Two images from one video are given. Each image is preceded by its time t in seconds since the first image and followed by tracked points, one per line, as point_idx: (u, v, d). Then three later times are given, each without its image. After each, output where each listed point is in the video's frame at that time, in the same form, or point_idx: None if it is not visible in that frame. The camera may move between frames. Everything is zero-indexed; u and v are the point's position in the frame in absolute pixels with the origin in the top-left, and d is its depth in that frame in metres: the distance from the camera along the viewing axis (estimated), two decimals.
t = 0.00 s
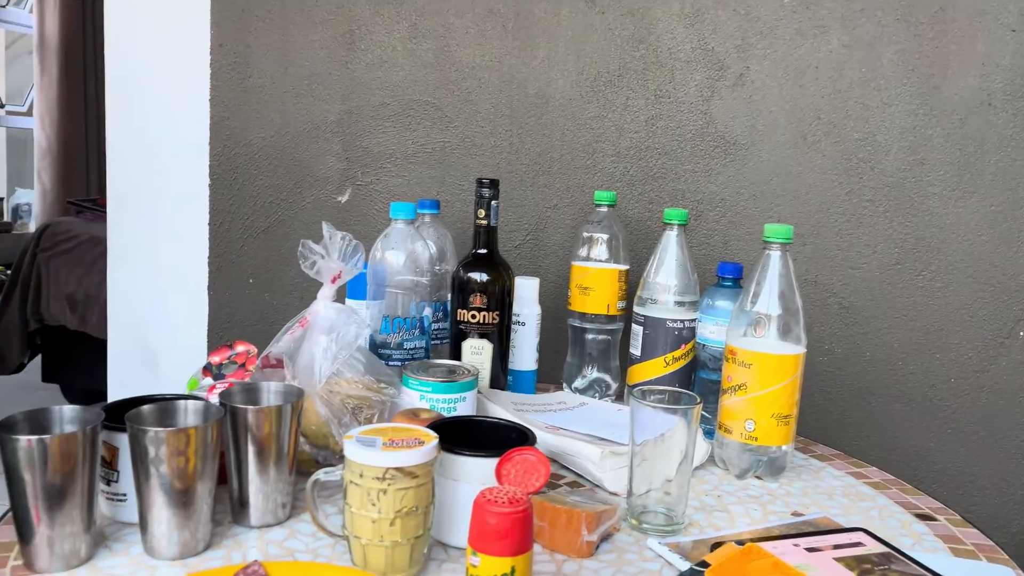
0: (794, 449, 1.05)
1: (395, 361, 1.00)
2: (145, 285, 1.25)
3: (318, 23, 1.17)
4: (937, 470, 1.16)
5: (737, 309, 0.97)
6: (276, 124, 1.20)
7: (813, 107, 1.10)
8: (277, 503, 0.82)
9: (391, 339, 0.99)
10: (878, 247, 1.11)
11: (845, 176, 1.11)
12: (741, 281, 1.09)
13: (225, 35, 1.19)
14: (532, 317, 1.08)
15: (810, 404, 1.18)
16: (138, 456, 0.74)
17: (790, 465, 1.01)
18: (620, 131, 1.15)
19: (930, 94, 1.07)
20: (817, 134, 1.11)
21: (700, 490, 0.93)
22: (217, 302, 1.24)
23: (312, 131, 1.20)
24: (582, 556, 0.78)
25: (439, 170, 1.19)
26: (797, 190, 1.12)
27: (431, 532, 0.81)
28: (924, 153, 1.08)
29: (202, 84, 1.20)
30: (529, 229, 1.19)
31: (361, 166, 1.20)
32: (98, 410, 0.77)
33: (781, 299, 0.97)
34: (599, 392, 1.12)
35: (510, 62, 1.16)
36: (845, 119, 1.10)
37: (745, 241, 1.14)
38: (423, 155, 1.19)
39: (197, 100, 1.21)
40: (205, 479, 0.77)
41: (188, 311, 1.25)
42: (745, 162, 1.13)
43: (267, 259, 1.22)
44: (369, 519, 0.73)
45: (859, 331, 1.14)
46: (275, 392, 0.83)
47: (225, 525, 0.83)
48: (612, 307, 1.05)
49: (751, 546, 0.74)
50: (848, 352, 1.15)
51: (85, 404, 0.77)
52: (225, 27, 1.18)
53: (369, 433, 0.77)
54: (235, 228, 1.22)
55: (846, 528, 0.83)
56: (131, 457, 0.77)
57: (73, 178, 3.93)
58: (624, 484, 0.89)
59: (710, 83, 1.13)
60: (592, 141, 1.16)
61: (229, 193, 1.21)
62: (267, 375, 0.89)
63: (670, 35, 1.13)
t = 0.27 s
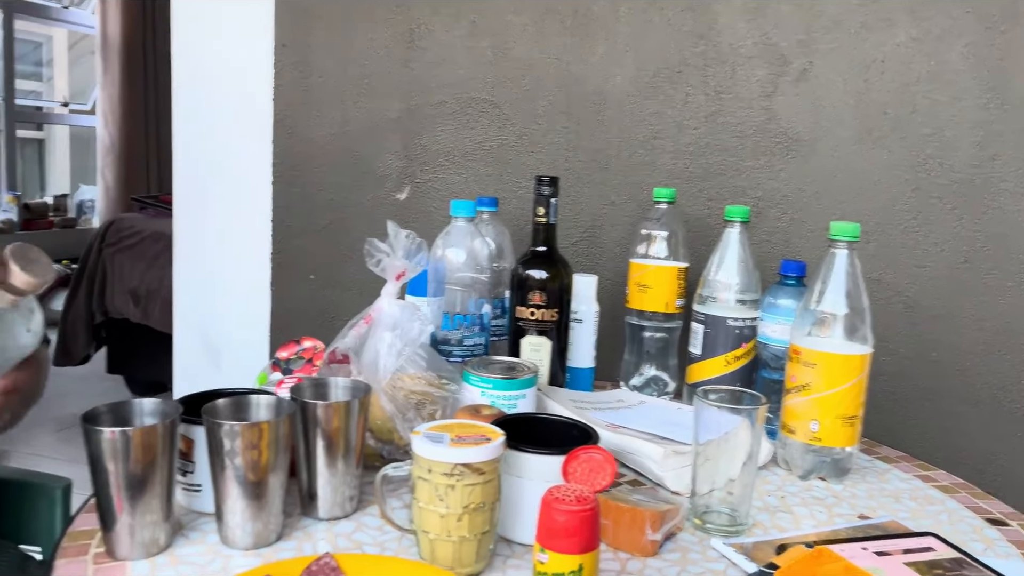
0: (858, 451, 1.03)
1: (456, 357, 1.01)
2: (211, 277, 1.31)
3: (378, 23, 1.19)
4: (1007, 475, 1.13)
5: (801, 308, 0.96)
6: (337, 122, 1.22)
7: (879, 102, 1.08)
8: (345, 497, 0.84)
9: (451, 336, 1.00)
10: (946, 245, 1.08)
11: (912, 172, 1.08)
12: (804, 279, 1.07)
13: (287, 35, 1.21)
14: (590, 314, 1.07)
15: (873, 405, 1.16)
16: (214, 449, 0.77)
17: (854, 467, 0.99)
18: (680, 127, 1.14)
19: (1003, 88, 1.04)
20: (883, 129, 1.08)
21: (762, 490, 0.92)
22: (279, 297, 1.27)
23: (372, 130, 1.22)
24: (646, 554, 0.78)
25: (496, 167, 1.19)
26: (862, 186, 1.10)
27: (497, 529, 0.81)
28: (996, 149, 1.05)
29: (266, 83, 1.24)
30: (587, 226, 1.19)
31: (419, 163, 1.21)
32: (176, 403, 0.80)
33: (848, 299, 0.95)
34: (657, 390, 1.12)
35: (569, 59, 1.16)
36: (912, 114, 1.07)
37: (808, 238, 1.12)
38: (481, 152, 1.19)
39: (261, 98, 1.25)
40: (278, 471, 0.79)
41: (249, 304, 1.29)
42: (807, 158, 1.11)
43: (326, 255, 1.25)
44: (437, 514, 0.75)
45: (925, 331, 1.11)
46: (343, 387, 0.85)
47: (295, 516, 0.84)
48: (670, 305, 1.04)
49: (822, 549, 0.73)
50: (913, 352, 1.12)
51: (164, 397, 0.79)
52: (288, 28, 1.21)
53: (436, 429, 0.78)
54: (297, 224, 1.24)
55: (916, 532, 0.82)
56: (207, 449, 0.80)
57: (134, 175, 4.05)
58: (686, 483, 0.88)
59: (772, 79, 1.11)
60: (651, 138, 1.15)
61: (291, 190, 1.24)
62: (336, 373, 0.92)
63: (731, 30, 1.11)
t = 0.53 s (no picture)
0: (952, 464, 1.01)
1: (539, 364, 1.02)
2: (294, 285, 1.34)
3: (459, 32, 1.21)
4: None
5: (892, 319, 0.94)
6: (416, 130, 1.26)
7: (973, 105, 1.05)
8: (438, 501, 0.85)
9: (535, 343, 1.01)
10: None
11: (1008, 177, 1.05)
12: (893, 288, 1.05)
13: (369, 46, 1.26)
14: (672, 322, 1.06)
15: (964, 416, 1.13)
16: (316, 454, 0.79)
17: (947, 481, 0.97)
18: (762, 133, 1.13)
19: None
20: (976, 133, 1.05)
21: (853, 503, 0.91)
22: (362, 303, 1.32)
23: (452, 138, 1.24)
24: (739, 567, 0.78)
25: (575, 173, 1.19)
26: (954, 192, 1.07)
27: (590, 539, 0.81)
28: None
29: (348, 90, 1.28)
30: (666, 233, 1.19)
31: (498, 170, 1.22)
32: (280, 409, 0.82)
33: (942, 309, 0.93)
34: (738, 398, 1.11)
35: (648, 66, 1.16)
36: (1007, 117, 1.03)
37: (895, 245, 1.10)
38: (559, 159, 1.20)
39: (343, 105, 1.29)
40: (376, 476, 0.81)
41: (333, 308, 1.33)
42: (895, 164, 1.09)
43: (407, 261, 1.28)
44: (533, 522, 0.76)
45: (1019, 341, 1.08)
46: (436, 395, 0.87)
47: (389, 520, 0.86)
48: (753, 312, 1.04)
49: (927, 569, 0.73)
50: (1007, 362, 1.09)
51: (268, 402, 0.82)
52: (371, 40, 1.25)
53: (531, 439, 0.79)
54: (377, 231, 1.29)
55: (1017, 551, 0.80)
56: (309, 454, 0.82)
57: (206, 177, 4.20)
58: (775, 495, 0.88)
59: (858, 83, 1.09)
60: (732, 143, 1.14)
61: (373, 197, 1.29)
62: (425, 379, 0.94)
63: (816, 35, 1.09)
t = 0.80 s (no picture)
0: None
1: (614, 372, 1.01)
2: (365, 292, 1.38)
3: (529, 40, 1.22)
4: None
5: (982, 330, 0.92)
6: (487, 138, 1.27)
7: None
8: (519, 508, 0.85)
9: (609, 350, 1.01)
10: None
11: None
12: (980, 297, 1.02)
13: (440, 56, 1.28)
14: (747, 331, 1.06)
15: None
16: (405, 460, 0.81)
17: None
18: (839, 138, 1.11)
19: None
20: None
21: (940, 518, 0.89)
22: (433, 306, 1.34)
23: (522, 144, 1.25)
24: None
25: (646, 179, 1.19)
26: None
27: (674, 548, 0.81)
28: None
29: (418, 99, 1.30)
30: (739, 239, 1.17)
31: (568, 177, 1.23)
32: (368, 415, 0.85)
33: None
34: (814, 407, 1.09)
35: (721, 71, 1.14)
36: None
37: (980, 253, 1.07)
38: (630, 165, 1.20)
39: (413, 114, 1.31)
40: (462, 482, 0.82)
41: (404, 314, 1.36)
42: (979, 169, 1.06)
43: (477, 267, 1.30)
44: (619, 532, 0.76)
45: None
46: (518, 403, 0.87)
47: (471, 525, 0.87)
48: (833, 322, 1.02)
49: None
50: None
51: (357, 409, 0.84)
52: (442, 49, 1.27)
53: (616, 449, 0.80)
54: (445, 242, 1.32)
55: None
56: (395, 459, 0.84)
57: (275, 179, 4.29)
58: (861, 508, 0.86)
59: (941, 86, 1.06)
60: (808, 149, 1.12)
61: (444, 204, 1.31)
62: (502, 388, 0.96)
63: (897, 38, 1.07)
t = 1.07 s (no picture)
0: None
1: (679, 381, 1.00)
2: (424, 300, 1.41)
3: (589, 47, 1.22)
4: None
5: None
6: (547, 146, 1.27)
7: None
8: (588, 517, 0.85)
9: (675, 359, 1.00)
10: None
11: None
12: None
13: (501, 64, 1.28)
14: (815, 339, 1.05)
15: None
16: (474, 466, 0.81)
17: None
18: (909, 143, 1.08)
19: None
20: None
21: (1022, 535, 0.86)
22: (492, 311, 1.35)
23: (582, 151, 1.25)
24: None
25: (708, 186, 1.18)
26: None
27: (748, 562, 0.80)
28: None
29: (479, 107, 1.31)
30: (805, 246, 1.15)
31: (629, 184, 1.23)
32: (438, 422, 0.85)
33: None
34: (884, 418, 1.08)
35: (786, 76, 1.13)
36: None
37: None
38: (692, 172, 1.19)
39: (474, 123, 1.32)
40: (532, 491, 0.81)
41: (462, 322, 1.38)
42: None
43: (535, 274, 1.30)
44: (693, 544, 0.75)
45: None
46: (586, 411, 0.86)
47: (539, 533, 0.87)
48: (904, 331, 1.00)
49: None
50: None
51: (428, 416, 0.85)
52: (502, 57, 1.28)
53: (690, 460, 0.79)
54: (507, 246, 1.32)
55: None
56: (465, 465, 0.84)
57: (330, 186, 4.36)
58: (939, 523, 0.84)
59: (1019, 89, 1.02)
60: (877, 153, 1.10)
61: (503, 212, 1.31)
62: (568, 396, 0.94)
63: (971, 39, 1.04)
